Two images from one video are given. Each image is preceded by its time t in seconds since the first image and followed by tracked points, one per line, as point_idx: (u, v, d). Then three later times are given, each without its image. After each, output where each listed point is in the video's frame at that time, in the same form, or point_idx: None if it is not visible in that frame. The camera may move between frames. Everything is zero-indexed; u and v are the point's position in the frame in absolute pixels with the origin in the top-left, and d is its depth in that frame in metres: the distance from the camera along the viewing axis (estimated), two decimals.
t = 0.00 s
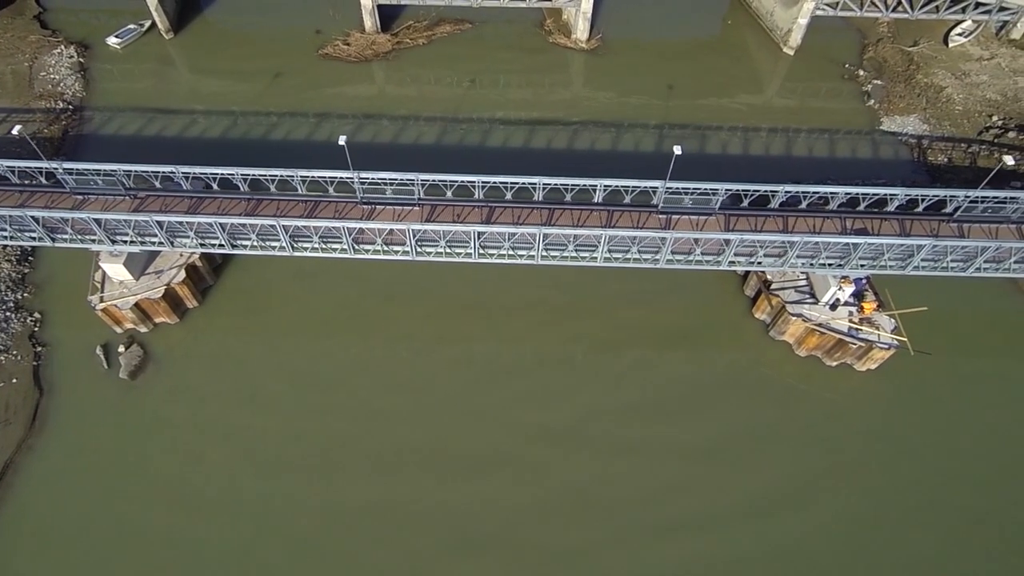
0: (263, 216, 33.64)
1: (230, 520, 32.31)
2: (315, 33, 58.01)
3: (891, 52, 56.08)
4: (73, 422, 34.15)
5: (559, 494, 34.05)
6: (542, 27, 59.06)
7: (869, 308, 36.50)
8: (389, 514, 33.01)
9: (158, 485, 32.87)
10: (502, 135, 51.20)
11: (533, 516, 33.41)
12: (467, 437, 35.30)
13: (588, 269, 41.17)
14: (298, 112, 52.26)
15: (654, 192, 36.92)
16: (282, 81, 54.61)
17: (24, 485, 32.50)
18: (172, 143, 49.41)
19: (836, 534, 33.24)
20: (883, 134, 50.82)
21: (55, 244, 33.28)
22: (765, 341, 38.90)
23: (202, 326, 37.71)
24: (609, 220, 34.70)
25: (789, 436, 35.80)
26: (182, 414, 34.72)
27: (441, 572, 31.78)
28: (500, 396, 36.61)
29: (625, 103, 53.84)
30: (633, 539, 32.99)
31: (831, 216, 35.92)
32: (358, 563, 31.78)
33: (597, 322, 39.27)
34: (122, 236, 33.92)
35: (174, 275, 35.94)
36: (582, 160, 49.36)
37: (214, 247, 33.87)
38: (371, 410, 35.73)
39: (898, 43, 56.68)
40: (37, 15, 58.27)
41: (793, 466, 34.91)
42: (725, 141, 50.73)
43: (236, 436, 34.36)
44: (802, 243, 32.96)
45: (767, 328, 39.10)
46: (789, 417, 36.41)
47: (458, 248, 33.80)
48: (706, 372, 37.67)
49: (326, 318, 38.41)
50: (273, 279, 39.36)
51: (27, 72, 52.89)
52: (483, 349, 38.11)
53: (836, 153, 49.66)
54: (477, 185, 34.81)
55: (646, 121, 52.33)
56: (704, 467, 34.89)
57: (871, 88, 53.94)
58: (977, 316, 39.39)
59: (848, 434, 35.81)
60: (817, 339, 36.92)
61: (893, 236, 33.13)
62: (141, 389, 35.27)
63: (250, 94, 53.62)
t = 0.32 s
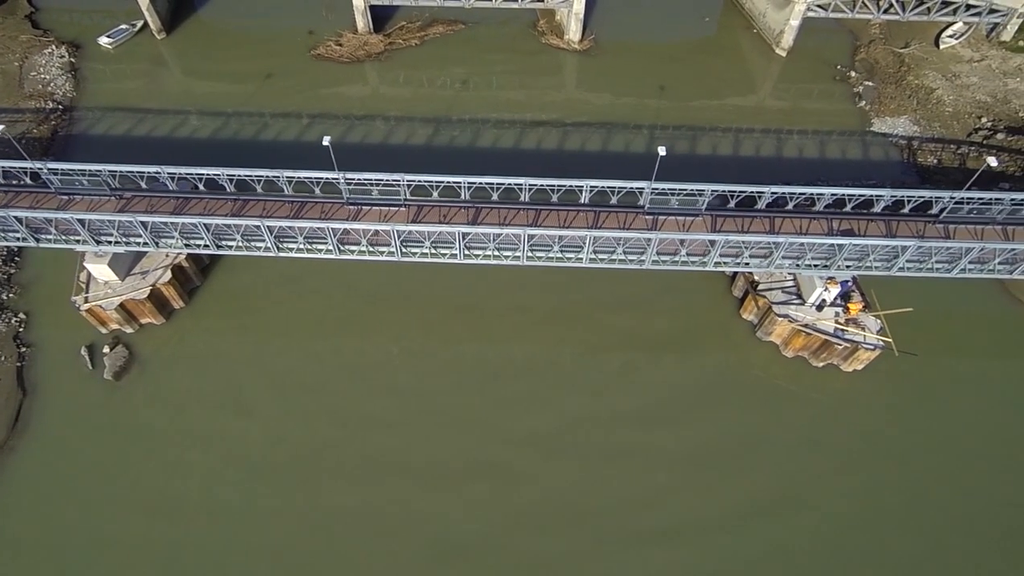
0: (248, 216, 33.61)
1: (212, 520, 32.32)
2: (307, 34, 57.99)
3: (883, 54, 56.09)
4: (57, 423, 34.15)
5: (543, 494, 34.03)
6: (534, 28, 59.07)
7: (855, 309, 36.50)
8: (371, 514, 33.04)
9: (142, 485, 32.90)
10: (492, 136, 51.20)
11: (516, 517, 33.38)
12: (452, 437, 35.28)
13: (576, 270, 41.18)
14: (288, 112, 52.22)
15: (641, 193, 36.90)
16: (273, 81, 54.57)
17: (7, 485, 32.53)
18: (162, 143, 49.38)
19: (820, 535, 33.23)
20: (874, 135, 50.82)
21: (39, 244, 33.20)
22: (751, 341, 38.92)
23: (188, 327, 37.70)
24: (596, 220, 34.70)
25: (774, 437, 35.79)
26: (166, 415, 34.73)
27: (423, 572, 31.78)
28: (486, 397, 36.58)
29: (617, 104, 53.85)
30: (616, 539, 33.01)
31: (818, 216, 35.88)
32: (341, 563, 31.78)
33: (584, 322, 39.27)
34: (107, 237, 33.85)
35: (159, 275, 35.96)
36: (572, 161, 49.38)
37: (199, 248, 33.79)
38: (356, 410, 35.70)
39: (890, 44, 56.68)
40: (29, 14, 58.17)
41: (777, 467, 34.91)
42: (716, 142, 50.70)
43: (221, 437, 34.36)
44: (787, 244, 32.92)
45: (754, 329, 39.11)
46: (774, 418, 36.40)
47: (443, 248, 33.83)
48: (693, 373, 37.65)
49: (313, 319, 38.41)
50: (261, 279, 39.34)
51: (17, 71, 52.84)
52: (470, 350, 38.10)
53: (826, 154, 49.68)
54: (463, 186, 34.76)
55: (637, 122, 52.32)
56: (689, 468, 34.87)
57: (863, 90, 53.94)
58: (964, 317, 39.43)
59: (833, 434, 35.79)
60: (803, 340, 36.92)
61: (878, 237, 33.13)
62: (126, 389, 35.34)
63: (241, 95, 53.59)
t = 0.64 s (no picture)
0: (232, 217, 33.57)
1: (194, 520, 32.34)
2: (300, 34, 58.01)
3: (875, 55, 56.07)
4: (40, 424, 34.18)
5: (526, 494, 34.00)
6: (527, 29, 59.11)
7: (841, 310, 36.49)
8: (354, 514, 33.01)
9: (124, 486, 32.94)
10: (482, 137, 51.19)
11: (499, 517, 33.36)
12: (436, 438, 35.27)
13: (564, 272, 41.21)
14: (278, 113, 52.23)
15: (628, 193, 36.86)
16: (264, 82, 54.58)
17: None
18: (151, 144, 49.39)
19: (801, 535, 33.22)
20: (864, 136, 50.81)
21: (23, 244, 33.17)
22: (738, 342, 38.89)
23: (174, 327, 37.72)
24: (582, 221, 34.70)
25: (758, 438, 35.80)
26: (151, 416, 34.77)
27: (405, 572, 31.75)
28: (471, 398, 36.57)
29: (608, 106, 53.89)
30: (598, 540, 33.01)
31: (805, 217, 35.82)
32: (322, 563, 31.75)
33: (571, 323, 39.29)
34: (91, 237, 33.83)
35: (145, 275, 36.04)
36: (562, 162, 49.38)
37: (183, 248, 33.75)
38: (341, 411, 35.69)
39: (882, 45, 56.66)
40: (21, 14, 58.20)
41: (760, 467, 34.92)
42: (707, 143, 50.65)
43: (204, 437, 34.37)
44: (772, 245, 32.89)
45: (741, 330, 39.10)
46: (759, 418, 36.40)
47: (427, 249, 33.82)
48: (678, 373, 37.64)
49: (300, 319, 38.43)
50: (248, 280, 39.36)
51: (8, 71, 52.81)
52: (457, 350, 38.11)
53: (817, 155, 49.65)
54: (449, 186, 34.68)
55: (627, 123, 52.32)
56: (672, 468, 34.87)
57: (854, 91, 53.97)
58: (951, 318, 39.44)
59: (818, 435, 35.78)
60: (789, 341, 36.91)
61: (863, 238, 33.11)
62: (111, 389, 35.35)
63: (232, 95, 53.60)
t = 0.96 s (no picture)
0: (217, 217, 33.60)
1: (177, 520, 32.41)
2: (292, 34, 58.02)
3: (867, 55, 55.97)
4: (25, 423, 34.25)
5: (509, 494, 33.99)
6: (519, 29, 59.08)
7: (826, 310, 36.47)
8: (336, 514, 33.02)
9: (108, 486, 33.01)
10: (472, 137, 51.16)
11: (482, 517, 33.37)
12: (420, 438, 35.28)
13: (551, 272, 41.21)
14: (269, 113, 52.22)
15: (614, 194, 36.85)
16: (256, 82, 54.59)
17: None
18: (141, 144, 49.41)
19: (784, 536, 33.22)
20: (855, 137, 50.75)
21: (7, 244, 33.20)
22: (724, 343, 38.86)
23: (160, 328, 37.77)
24: (567, 221, 34.71)
25: (743, 438, 35.79)
26: (136, 416, 34.83)
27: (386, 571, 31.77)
28: (456, 398, 36.57)
29: (599, 106, 53.86)
30: (580, 540, 33.03)
31: (791, 217, 35.78)
32: (303, 562, 31.75)
33: (558, 324, 39.28)
34: (76, 237, 33.84)
35: (131, 276, 36.14)
36: (552, 162, 49.33)
37: (168, 248, 33.75)
38: (326, 411, 35.72)
39: (874, 45, 56.57)
40: (12, 14, 58.22)
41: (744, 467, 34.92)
42: (698, 143, 50.58)
43: (189, 437, 34.42)
44: (756, 246, 32.85)
45: (727, 331, 39.08)
46: (744, 419, 36.37)
47: (412, 249, 33.80)
48: (664, 374, 37.64)
49: (286, 320, 38.46)
50: (235, 281, 39.40)
51: None
52: (443, 351, 38.12)
53: (807, 155, 49.59)
54: (435, 187, 34.65)
55: (618, 123, 52.28)
56: (656, 469, 34.86)
57: (845, 91, 53.88)
58: (937, 319, 39.42)
59: (803, 436, 35.77)
60: (775, 342, 36.87)
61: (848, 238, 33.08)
62: (96, 389, 35.38)
63: (223, 95, 53.62)
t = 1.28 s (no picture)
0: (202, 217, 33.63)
1: (160, 519, 32.44)
2: (284, 35, 58.05)
3: (858, 56, 55.92)
4: (9, 423, 34.31)
5: (493, 494, 33.98)
6: (511, 29, 59.08)
7: (812, 311, 36.56)
8: (320, 513, 33.01)
9: (92, 485, 33.03)
10: (462, 137, 51.20)
11: (465, 517, 33.35)
12: (405, 438, 35.28)
13: (539, 273, 41.22)
14: (259, 113, 52.24)
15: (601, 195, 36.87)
16: (247, 82, 54.64)
17: None
18: (131, 145, 49.46)
19: (768, 536, 33.17)
20: (845, 137, 50.74)
21: None
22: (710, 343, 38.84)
23: (146, 328, 37.82)
24: (553, 222, 34.75)
25: (728, 438, 35.76)
26: (121, 416, 34.88)
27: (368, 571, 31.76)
28: (442, 399, 36.56)
29: (590, 106, 53.85)
30: (563, 540, 33.02)
31: (777, 218, 35.76)
32: (286, 562, 31.74)
33: (545, 324, 39.27)
34: (61, 238, 33.85)
35: (118, 276, 36.34)
36: (542, 162, 49.32)
37: (153, 248, 33.76)
38: (310, 411, 35.72)
39: (866, 46, 56.52)
40: (5, 15, 58.28)
41: (729, 468, 34.89)
42: (688, 144, 50.57)
43: (173, 437, 34.45)
44: (740, 246, 32.84)
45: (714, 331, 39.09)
46: (730, 419, 36.37)
47: (396, 250, 33.79)
48: (649, 375, 37.65)
49: (272, 320, 38.48)
50: (222, 281, 39.45)
51: None
52: (429, 352, 38.10)
53: (797, 156, 49.57)
54: (420, 187, 34.66)
55: (608, 123, 52.28)
56: (641, 469, 34.84)
57: (836, 92, 53.84)
58: (924, 319, 39.41)
59: (787, 436, 35.78)
60: (761, 342, 36.88)
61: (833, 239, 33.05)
62: (81, 389, 35.43)
63: (214, 95, 53.65)
